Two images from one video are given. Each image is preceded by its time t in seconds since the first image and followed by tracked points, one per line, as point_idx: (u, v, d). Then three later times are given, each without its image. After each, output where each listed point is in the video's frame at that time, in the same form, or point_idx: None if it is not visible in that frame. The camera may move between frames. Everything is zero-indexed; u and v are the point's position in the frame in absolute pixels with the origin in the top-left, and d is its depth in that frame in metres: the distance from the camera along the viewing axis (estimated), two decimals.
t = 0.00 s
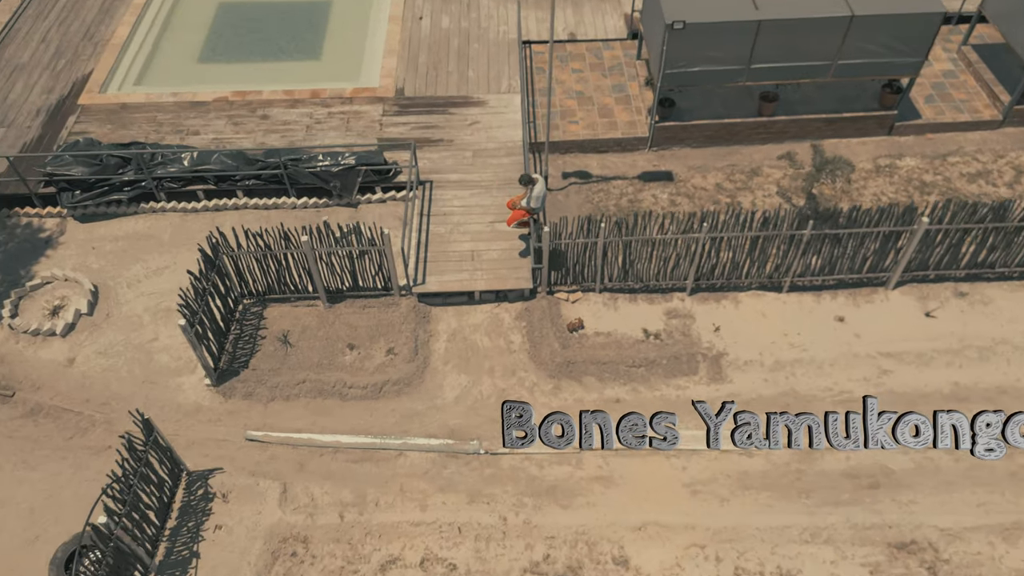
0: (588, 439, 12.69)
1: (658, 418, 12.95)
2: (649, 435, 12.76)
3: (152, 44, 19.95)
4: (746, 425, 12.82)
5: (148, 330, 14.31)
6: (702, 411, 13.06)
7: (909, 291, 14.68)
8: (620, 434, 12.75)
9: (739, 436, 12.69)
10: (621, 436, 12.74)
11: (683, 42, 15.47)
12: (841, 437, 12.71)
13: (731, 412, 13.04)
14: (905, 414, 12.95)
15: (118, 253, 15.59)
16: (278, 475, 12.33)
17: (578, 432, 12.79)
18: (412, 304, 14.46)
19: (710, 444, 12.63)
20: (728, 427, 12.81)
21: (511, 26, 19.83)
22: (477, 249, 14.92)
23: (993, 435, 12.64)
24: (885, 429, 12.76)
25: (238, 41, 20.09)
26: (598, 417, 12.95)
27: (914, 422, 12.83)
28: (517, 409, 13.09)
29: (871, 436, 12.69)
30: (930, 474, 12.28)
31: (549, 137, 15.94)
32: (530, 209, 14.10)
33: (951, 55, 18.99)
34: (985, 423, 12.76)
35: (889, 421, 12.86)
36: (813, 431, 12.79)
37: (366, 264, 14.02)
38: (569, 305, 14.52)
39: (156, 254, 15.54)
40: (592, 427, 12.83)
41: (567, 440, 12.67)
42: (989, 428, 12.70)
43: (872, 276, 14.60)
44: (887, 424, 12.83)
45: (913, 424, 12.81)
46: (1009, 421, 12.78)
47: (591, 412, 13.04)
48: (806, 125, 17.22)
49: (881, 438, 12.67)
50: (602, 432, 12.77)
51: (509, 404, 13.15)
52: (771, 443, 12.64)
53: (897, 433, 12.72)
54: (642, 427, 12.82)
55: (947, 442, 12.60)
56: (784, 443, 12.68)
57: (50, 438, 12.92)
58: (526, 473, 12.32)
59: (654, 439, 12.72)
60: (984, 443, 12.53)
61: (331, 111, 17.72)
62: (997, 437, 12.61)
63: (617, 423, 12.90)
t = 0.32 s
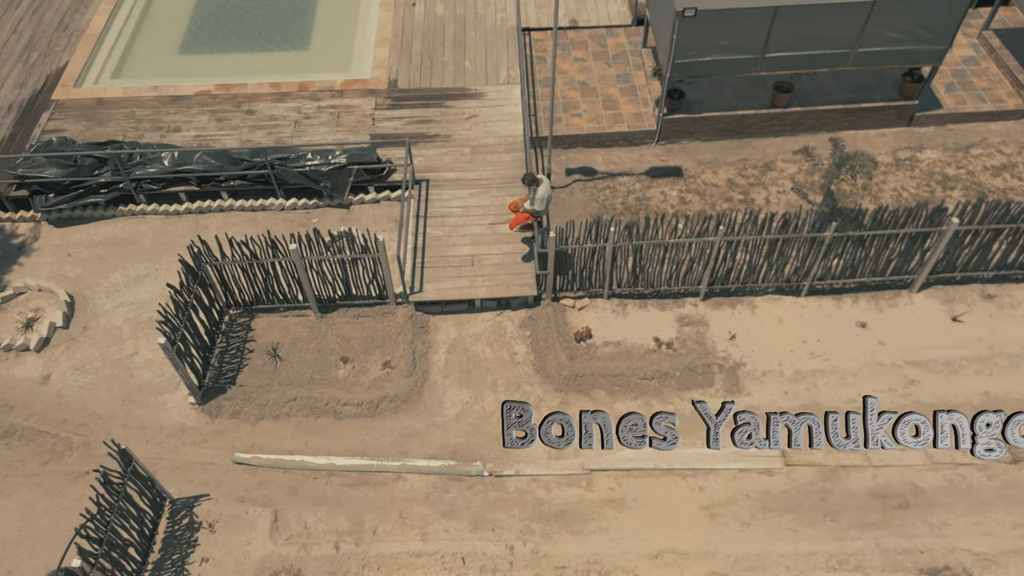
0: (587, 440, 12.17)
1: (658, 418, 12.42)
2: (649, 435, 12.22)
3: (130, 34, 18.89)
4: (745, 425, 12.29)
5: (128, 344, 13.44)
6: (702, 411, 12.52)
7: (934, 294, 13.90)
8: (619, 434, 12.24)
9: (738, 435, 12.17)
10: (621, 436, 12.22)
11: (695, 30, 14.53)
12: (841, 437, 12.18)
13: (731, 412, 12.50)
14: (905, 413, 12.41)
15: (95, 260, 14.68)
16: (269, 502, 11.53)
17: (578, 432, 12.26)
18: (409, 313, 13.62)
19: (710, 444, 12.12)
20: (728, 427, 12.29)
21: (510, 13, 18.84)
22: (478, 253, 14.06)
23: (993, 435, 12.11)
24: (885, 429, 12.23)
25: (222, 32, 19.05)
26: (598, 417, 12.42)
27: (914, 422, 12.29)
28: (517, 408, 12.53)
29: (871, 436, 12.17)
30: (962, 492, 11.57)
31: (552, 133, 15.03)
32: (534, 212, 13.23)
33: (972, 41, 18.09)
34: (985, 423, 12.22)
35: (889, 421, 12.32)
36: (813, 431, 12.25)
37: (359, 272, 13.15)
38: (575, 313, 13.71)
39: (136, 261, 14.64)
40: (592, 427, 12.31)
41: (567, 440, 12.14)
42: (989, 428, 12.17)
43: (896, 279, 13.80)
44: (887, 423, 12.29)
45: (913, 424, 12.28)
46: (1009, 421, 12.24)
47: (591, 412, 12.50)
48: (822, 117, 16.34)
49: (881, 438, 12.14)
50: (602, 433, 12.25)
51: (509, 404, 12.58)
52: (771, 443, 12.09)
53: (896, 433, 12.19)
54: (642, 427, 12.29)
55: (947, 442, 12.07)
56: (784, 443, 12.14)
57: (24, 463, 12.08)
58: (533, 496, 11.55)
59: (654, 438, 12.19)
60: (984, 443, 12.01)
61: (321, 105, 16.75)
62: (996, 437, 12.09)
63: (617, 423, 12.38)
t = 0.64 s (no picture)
0: (587, 440, 11.70)
1: (658, 418, 11.95)
2: (649, 436, 11.77)
3: (110, 28, 17.92)
4: (746, 424, 11.82)
5: (110, 362, 12.64)
6: (702, 411, 12.02)
7: (962, 300, 13.19)
8: (619, 434, 11.78)
9: (738, 435, 11.72)
10: (621, 436, 11.76)
11: (708, 20, 13.68)
12: (841, 436, 11.73)
13: (731, 412, 11.98)
14: (905, 413, 11.92)
15: (75, 270, 13.84)
16: (262, 534, 10.82)
17: (577, 432, 11.79)
18: (408, 325, 12.85)
19: (710, 445, 11.69)
20: (728, 428, 11.82)
21: (510, 2, 17.92)
22: (480, 260, 13.27)
23: (993, 435, 11.68)
24: (885, 429, 11.78)
25: (207, 25, 18.10)
26: (597, 416, 11.95)
27: (914, 422, 11.83)
28: (517, 408, 12.00)
29: (871, 436, 11.72)
30: (998, 515, 10.93)
31: (558, 131, 14.19)
32: (540, 218, 12.34)
33: (995, 28, 17.20)
34: (985, 423, 11.76)
35: (889, 421, 11.86)
36: (813, 431, 11.78)
37: (355, 284, 12.34)
38: (584, 324, 12.96)
39: (118, 271, 13.80)
40: (592, 427, 11.83)
41: (567, 440, 11.68)
42: (988, 428, 11.73)
43: (923, 284, 13.08)
44: (887, 423, 11.83)
45: (913, 424, 11.82)
46: (1010, 421, 11.78)
47: (591, 411, 12.02)
48: (840, 110, 15.54)
49: (881, 438, 11.69)
50: (602, 433, 11.77)
51: (508, 403, 12.05)
52: (771, 444, 11.64)
53: (896, 434, 11.74)
54: (642, 427, 11.83)
55: (947, 443, 11.64)
56: (784, 444, 11.68)
57: None
58: (544, 525, 10.86)
59: (654, 438, 11.75)
60: (984, 444, 11.60)
61: (312, 101, 15.87)
62: (996, 437, 11.66)
63: (617, 422, 11.92)
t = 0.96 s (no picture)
0: (586, 440, 11.27)
1: (658, 417, 11.47)
2: (649, 436, 11.31)
3: (87, 27, 16.94)
4: (745, 423, 11.38)
5: (91, 391, 11.85)
6: (702, 411, 11.54)
7: (993, 312, 12.49)
8: (619, 435, 11.32)
9: (738, 435, 11.28)
10: (620, 437, 11.31)
11: (724, 16, 12.83)
12: (841, 436, 11.29)
13: (731, 412, 11.51)
14: (905, 413, 11.48)
15: (52, 290, 13.01)
16: None
17: (577, 432, 11.35)
18: (409, 347, 12.08)
19: (709, 445, 11.25)
20: (727, 428, 11.37)
21: None
22: (484, 275, 12.49)
23: (993, 435, 11.25)
24: (885, 429, 11.33)
25: (189, 22, 17.14)
26: (598, 415, 11.47)
27: (914, 421, 11.38)
28: (517, 408, 11.56)
29: (871, 436, 11.27)
30: None
31: (564, 135, 13.36)
32: (549, 233, 11.58)
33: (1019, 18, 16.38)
34: (985, 423, 11.32)
35: (889, 420, 11.41)
36: (813, 430, 11.34)
37: (351, 305, 11.55)
38: (596, 343, 12.23)
39: (99, 291, 12.97)
40: (592, 427, 11.38)
41: (566, 440, 11.26)
42: (988, 428, 11.29)
43: (953, 295, 12.36)
44: (887, 423, 11.39)
45: (913, 424, 11.37)
46: (1010, 421, 11.35)
47: (591, 411, 11.52)
48: (859, 108, 14.75)
49: (881, 438, 11.24)
50: (602, 434, 11.32)
51: (508, 403, 11.60)
52: (771, 444, 11.22)
53: (896, 434, 11.29)
54: (642, 426, 11.37)
55: (947, 443, 11.20)
56: (784, 444, 11.25)
57: None
58: (559, 564, 10.20)
59: (654, 439, 11.30)
60: (984, 443, 11.17)
61: (301, 104, 14.98)
62: (997, 437, 11.22)
63: (617, 421, 11.46)
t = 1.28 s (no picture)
0: (587, 441, 11.08)
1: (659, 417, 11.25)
2: (649, 436, 11.11)
3: (70, 27, 16.34)
4: (745, 424, 11.21)
5: (81, 413, 11.41)
6: (702, 411, 11.32)
7: (1011, 318, 12.15)
8: (619, 434, 11.13)
9: (739, 436, 11.10)
10: (621, 436, 11.12)
11: (733, 13, 12.34)
12: (841, 436, 11.10)
13: (732, 412, 11.30)
14: (905, 413, 11.28)
15: (38, 306, 12.53)
16: None
17: (578, 431, 11.16)
18: (411, 363, 11.67)
19: (710, 444, 11.05)
20: (728, 428, 11.17)
21: None
22: (487, 287, 12.06)
23: (993, 435, 11.07)
24: (885, 429, 11.15)
25: (176, 21, 16.57)
26: (598, 415, 11.29)
27: (914, 421, 11.21)
28: (517, 408, 11.36)
29: (871, 436, 11.09)
30: None
31: (567, 139, 12.88)
32: (555, 245, 11.14)
33: None
34: (985, 423, 11.15)
35: (889, 420, 11.23)
36: (813, 431, 11.15)
37: (349, 321, 11.12)
38: (603, 356, 11.86)
39: (87, 307, 12.50)
40: (593, 427, 11.18)
41: (568, 444, 11.05)
42: (989, 428, 11.11)
43: (970, 302, 12.00)
44: (887, 424, 11.20)
45: (913, 424, 11.19)
46: (1010, 420, 11.16)
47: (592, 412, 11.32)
48: (870, 107, 14.32)
49: (881, 438, 11.07)
50: (603, 434, 11.12)
51: (511, 411, 11.33)
52: (772, 445, 11.04)
53: (896, 434, 11.11)
54: (643, 427, 11.17)
55: (947, 443, 11.02)
56: (784, 445, 11.07)
57: None
58: None
59: (655, 439, 11.09)
60: (984, 443, 10.99)
61: (294, 107, 14.45)
62: (996, 437, 11.04)
63: (617, 421, 11.25)
